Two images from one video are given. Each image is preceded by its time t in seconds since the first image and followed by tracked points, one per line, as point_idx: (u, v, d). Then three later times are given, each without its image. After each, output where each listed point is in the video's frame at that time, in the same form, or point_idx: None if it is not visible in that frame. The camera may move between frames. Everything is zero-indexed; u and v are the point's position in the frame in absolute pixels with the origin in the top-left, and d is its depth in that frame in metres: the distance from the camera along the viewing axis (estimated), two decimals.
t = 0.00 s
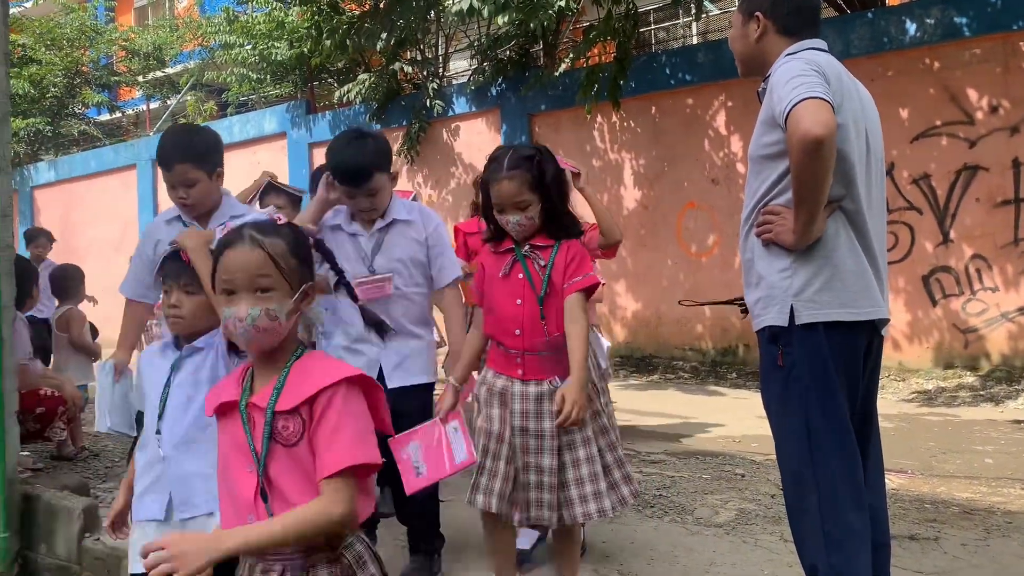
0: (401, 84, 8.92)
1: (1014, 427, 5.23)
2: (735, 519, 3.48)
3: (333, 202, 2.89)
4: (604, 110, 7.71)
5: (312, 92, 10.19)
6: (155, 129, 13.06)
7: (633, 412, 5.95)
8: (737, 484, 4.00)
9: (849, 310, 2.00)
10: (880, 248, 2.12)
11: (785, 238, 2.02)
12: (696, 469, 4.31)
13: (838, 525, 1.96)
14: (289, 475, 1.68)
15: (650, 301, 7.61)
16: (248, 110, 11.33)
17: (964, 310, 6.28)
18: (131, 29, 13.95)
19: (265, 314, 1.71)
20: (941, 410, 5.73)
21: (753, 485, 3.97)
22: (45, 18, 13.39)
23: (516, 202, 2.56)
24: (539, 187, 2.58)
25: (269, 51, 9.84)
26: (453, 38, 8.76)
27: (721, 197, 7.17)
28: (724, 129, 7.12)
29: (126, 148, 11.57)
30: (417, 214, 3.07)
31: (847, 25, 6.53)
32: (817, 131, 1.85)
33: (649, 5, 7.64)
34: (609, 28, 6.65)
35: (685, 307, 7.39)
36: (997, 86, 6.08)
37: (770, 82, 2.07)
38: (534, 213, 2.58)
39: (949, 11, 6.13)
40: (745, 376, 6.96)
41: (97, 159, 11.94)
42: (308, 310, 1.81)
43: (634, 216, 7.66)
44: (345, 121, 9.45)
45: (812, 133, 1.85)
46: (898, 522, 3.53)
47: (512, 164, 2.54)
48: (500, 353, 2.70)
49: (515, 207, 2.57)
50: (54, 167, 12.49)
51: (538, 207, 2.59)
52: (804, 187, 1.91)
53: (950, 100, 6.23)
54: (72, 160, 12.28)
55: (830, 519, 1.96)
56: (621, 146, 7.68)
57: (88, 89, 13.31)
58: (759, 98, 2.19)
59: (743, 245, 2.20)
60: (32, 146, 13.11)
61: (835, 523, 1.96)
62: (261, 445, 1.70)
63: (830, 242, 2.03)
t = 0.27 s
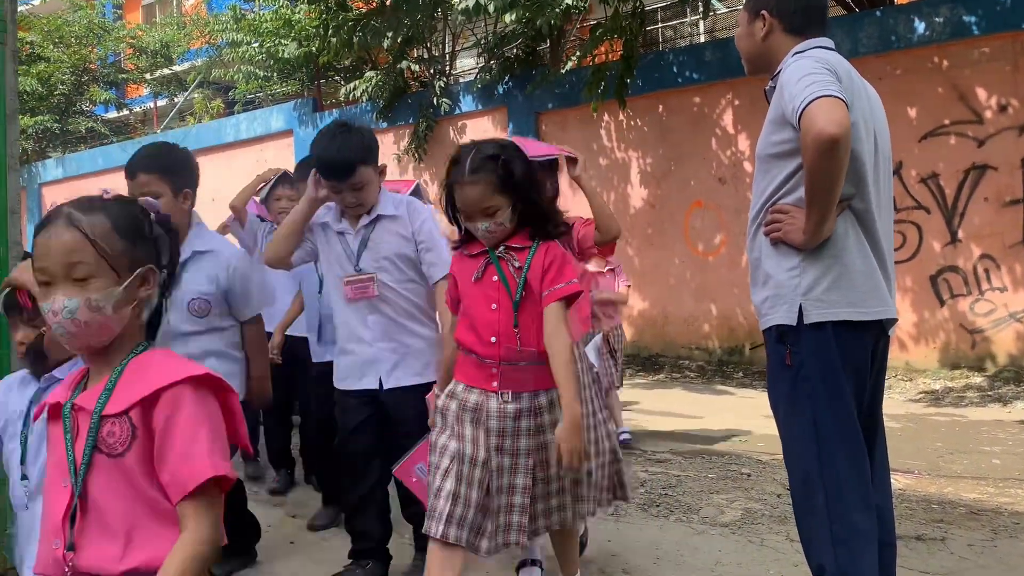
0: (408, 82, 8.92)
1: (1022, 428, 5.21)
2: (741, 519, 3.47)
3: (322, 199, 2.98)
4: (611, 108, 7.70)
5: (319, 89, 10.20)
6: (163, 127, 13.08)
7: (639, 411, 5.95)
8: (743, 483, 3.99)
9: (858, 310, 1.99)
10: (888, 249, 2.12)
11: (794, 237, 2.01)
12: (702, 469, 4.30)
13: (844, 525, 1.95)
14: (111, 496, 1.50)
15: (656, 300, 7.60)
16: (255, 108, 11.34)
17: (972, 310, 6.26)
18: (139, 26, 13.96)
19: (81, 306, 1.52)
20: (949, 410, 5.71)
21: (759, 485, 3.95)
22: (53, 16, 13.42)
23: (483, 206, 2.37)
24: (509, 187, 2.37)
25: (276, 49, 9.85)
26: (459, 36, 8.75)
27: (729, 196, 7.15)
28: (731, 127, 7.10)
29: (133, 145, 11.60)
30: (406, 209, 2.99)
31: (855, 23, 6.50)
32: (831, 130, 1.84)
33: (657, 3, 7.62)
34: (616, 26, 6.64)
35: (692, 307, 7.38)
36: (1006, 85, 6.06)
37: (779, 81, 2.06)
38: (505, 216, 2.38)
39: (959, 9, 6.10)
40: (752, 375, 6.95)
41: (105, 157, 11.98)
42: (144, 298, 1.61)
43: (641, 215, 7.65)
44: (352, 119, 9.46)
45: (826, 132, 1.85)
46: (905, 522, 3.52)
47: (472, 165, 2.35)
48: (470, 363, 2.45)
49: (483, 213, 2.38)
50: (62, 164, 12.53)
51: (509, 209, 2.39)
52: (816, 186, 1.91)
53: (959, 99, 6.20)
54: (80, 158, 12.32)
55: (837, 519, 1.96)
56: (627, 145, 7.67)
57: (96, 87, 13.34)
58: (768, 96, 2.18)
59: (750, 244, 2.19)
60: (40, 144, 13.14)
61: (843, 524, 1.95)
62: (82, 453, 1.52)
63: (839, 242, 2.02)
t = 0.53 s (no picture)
0: (413, 79, 8.93)
1: None
2: (745, 518, 3.47)
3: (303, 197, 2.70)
4: (615, 107, 7.70)
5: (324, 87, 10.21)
6: (168, 124, 13.11)
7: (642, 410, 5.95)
8: (747, 482, 3.99)
9: (863, 308, 1.99)
10: (894, 247, 2.12)
11: (799, 235, 2.01)
12: (706, 467, 4.30)
13: (848, 524, 1.95)
14: None
15: (660, 299, 7.60)
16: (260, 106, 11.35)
17: (977, 309, 6.24)
18: (145, 24, 13.97)
19: None
20: (953, 409, 5.70)
21: (763, 484, 3.95)
22: (59, 13, 13.44)
23: (402, 299, 1.67)
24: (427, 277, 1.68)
25: (281, 47, 9.86)
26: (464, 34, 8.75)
27: (734, 194, 7.14)
28: (736, 125, 7.09)
29: (139, 143, 11.63)
30: (385, 205, 2.79)
31: (861, 21, 6.49)
32: (834, 126, 1.84)
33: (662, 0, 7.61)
34: (621, 24, 6.64)
35: (696, 305, 7.37)
36: (1012, 84, 6.04)
37: (784, 78, 2.05)
38: (427, 315, 1.69)
39: (965, 7, 6.09)
40: (756, 374, 6.95)
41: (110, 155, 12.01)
42: None
43: (646, 213, 7.65)
44: (356, 116, 9.48)
45: (830, 128, 1.84)
46: (909, 521, 3.52)
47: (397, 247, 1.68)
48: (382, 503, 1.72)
49: (402, 306, 1.68)
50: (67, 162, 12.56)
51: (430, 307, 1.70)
52: (820, 183, 1.91)
53: (965, 97, 6.19)
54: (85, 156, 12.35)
55: (842, 518, 1.95)
56: (632, 143, 7.66)
57: (102, 85, 13.36)
58: (773, 94, 2.18)
59: (755, 242, 2.19)
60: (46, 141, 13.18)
61: (846, 522, 1.95)
62: None
63: (844, 239, 2.02)
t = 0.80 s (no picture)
0: (416, 77, 8.92)
1: None
2: (747, 516, 3.47)
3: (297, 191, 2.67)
4: (618, 105, 7.70)
5: (327, 85, 10.21)
6: (171, 123, 13.11)
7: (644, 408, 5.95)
8: (749, 480, 3.99)
9: (866, 307, 1.99)
10: (898, 246, 2.11)
11: (802, 233, 2.01)
12: (708, 465, 4.30)
13: (852, 522, 1.94)
14: None
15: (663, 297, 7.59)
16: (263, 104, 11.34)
17: (980, 307, 6.23)
18: (147, 22, 13.96)
19: None
20: (956, 407, 5.69)
21: (766, 482, 3.95)
22: (62, 11, 13.43)
23: (304, 278, 1.57)
24: (347, 266, 1.62)
25: (284, 45, 9.86)
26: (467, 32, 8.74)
27: (736, 192, 7.14)
28: (739, 123, 7.08)
29: (142, 141, 11.65)
30: (376, 202, 2.58)
31: (864, 19, 6.48)
32: (836, 125, 1.84)
33: None
34: (623, 21, 6.64)
35: (699, 303, 7.36)
36: (1016, 82, 6.03)
37: (788, 76, 2.05)
38: (337, 303, 1.59)
39: (968, 5, 6.09)
40: (759, 372, 6.95)
41: (113, 153, 12.02)
42: None
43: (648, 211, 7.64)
44: (359, 114, 9.48)
45: (831, 127, 1.84)
46: (912, 520, 3.52)
47: (307, 232, 1.63)
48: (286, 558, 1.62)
49: (306, 287, 1.58)
50: (70, 160, 12.57)
51: (352, 300, 1.62)
52: (823, 181, 1.90)
53: (968, 95, 6.17)
54: (88, 154, 12.36)
55: (844, 515, 1.95)
56: (635, 141, 7.66)
57: (105, 83, 13.36)
58: (777, 92, 2.18)
59: (759, 241, 2.19)
60: (49, 139, 13.18)
61: (849, 521, 1.95)
62: None
63: (848, 238, 2.01)
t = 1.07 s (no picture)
0: (416, 76, 8.91)
1: None
2: (748, 515, 3.47)
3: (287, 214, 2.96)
4: (619, 103, 7.69)
5: (327, 84, 10.21)
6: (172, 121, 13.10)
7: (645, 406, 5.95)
8: (750, 479, 3.99)
9: (869, 305, 1.98)
10: (903, 245, 2.11)
11: (806, 231, 2.01)
12: (708, 464, 4.30)
13: (854, 522, 1.94)
14: None
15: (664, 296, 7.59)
16: (264, 102, 11.32)
17: (981, 306, 6.23)
18: (149, 20, 13.93)
19: None
20: (958, 406, 5.69)
21: (767, 480, 3.95)
22: (63, 9, 13.40)
23: (153, 271, 1.46)
24: (220, 269, 1.51)
25: (285, 43, 9.85)
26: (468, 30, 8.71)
27: (738, 190, 7.13)
28: (741, 122, 7.08)
29: (143, 138, 11.65)
30: (349, 213, 2.77)
31: (866, 17, 6.47)
32: (840, 124, 1.84)
33: None
34: (625, 19, 6.64)
35: (700, 302, 7.36)
36: (1017, 80, 6.03)
37: (793, 74, 2.05)
38: (184, 305, 1.46)
39: (970, 4, 6.08)
40: (760, 371, 6.95)
41: (115, 151, 12.03)
42: None
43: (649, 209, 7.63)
44: (360, 112, 9.48)
45: (835, 126, 1.84)
46: (913, 518, 3.52)
47: (173, 219, 1.53)
48: None
49: (155, 284, 1.46)
50: (71, 158, 12.57)
51: (208, 312, 1.49)
52: (827, 179, 1.90)
53: (970, 93, 6.17)
54: (89, 152, 12.36)
55: (845, 514, 1.95)
56: (636, 139, 7.65)
57: (106, 81, 13.35)
58: (783, 90, 2.18)
59: (764, 239, 2.19)
60: (50, 137, 13.18)
61: (851, 520, 1.95)
62: None
63: (851, 237, 2.01)
